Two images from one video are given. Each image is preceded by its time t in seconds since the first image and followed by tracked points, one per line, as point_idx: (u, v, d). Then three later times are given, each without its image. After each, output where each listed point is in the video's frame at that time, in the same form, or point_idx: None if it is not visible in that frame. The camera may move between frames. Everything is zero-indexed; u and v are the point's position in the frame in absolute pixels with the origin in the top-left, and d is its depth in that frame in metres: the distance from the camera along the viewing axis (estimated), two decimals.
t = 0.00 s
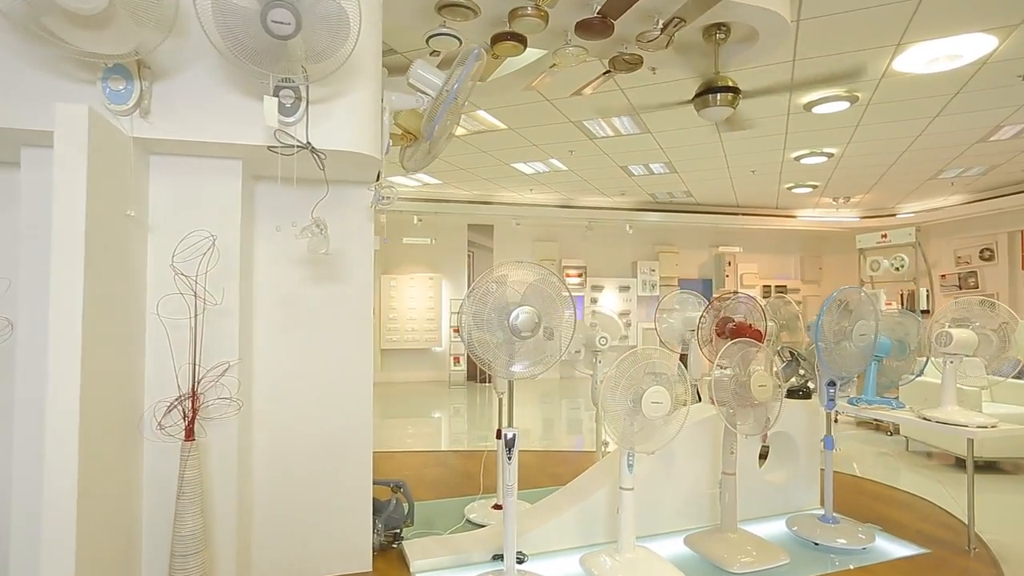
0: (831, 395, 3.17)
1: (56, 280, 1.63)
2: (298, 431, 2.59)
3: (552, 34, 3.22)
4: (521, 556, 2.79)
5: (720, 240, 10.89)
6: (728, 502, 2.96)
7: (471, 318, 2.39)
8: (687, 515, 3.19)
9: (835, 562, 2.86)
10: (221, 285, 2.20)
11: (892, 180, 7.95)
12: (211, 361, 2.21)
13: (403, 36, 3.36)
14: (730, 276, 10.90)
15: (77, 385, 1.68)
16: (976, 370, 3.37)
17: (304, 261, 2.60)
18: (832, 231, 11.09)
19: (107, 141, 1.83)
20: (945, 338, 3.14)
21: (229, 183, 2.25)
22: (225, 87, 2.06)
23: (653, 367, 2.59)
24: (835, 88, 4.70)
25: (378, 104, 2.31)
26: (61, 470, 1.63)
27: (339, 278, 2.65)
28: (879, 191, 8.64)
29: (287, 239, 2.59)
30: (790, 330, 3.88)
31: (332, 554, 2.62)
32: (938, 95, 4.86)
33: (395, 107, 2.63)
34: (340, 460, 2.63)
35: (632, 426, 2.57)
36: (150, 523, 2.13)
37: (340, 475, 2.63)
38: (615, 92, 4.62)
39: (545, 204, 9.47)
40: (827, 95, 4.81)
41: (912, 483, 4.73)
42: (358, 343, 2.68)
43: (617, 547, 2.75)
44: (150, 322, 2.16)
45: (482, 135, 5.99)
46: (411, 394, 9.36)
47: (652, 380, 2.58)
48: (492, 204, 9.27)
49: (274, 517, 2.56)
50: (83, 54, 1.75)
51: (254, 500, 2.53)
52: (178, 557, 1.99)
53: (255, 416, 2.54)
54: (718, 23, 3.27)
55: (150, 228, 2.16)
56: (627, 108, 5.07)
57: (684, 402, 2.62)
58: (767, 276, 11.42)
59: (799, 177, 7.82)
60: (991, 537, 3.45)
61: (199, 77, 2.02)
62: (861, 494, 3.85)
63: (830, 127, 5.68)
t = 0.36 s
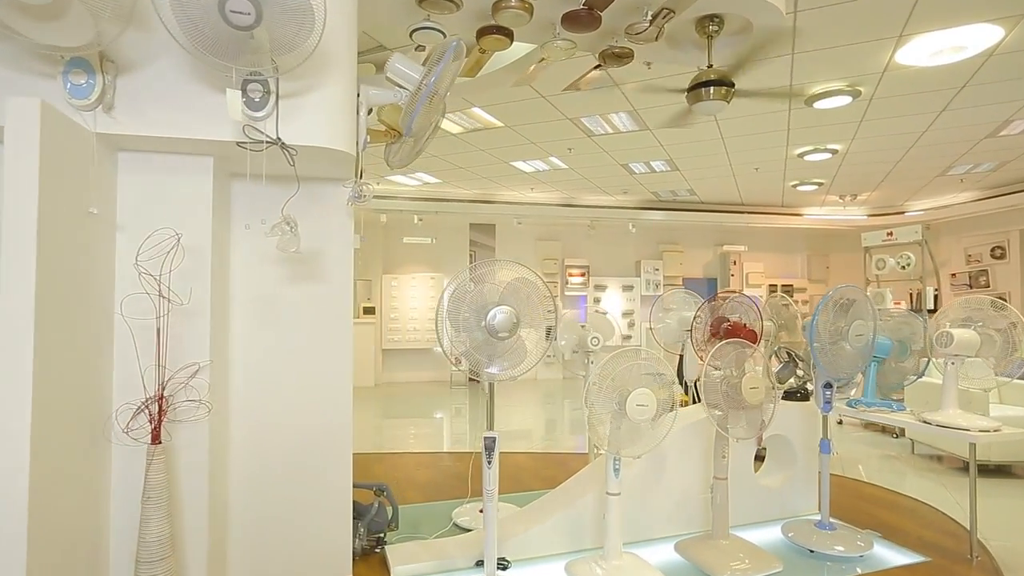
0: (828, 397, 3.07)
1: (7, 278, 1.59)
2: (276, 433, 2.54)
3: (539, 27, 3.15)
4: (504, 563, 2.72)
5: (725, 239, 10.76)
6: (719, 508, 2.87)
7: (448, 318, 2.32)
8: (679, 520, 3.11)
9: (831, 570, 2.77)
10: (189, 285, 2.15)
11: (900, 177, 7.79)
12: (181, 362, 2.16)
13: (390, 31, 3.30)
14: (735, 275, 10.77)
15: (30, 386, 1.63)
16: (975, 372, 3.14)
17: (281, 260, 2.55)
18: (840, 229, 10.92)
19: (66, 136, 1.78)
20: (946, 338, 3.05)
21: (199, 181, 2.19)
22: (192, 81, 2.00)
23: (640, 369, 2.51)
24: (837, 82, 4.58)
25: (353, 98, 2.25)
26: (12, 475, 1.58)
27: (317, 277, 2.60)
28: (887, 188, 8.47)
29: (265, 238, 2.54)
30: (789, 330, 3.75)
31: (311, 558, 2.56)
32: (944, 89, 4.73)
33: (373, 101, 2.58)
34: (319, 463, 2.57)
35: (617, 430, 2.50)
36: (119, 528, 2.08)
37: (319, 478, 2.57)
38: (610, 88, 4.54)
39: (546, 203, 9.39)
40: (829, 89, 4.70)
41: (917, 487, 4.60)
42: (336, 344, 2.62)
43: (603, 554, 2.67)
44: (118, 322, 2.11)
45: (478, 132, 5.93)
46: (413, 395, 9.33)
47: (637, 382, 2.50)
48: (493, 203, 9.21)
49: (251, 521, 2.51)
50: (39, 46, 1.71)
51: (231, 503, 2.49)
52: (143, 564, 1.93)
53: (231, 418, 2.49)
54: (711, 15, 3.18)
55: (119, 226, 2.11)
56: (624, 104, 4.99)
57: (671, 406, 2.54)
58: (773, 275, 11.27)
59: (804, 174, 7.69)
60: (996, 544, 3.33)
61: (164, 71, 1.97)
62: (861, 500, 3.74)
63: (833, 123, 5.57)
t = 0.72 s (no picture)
0: (825, 400, 2.99)
1: None
2: (255, 435, 2.50)
3: (528, 21, 3.09)
4: (489, 569, 2.66)
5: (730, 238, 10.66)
6: (711, 512, 2.80)
7: (426, 321, 2.32)
8: (671, 524, 3.04)
9: None
10: (163, 285, 2.11)
11: (906, 174, 7.66)
12: (154, 364, 2.11)
13: (378, 27, 3.26)
14: (740, 274, 10.68)
15: None
16: (985, 378, 3.02)
17: (263, 259, 2.51)
18: (846, 228, 10.78)
19: (29, 131, 1.73)
20: (945, 339, 2.95)
21: (174, 178, 2.15)
22: (162, 75, 1.96)
23: (626, 370, 2.45)
24: (839, 78, 4.50)
25: (331, 92, 2.20)
26: None
27: (298, 277, 2.55)
28: (893, 186, 8.35)
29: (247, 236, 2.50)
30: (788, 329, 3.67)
31: (291, 562, 2.52)
32: (948, 83, 4.63)
33: (352, 97, 2.47)
34: (300, 466, 2.53)
35: (604, 432, 2.44)
36: (90, 532, 2.04)
37: (300, 481, 2.53)
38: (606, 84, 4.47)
39: (548, 202, 9.33)
40: (830, 85, 4.61)
41: (921, 491, 4.50)
42: (320, 344, 2.58)
43: (590, 560, 2.60)
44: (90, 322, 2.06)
45: (476, 130, 5.87)
46: (414, 394, 9.28)
47: (623, 383, 2.44)
48: (495, 202, 9.16)
49: (231, 524, 2.47)
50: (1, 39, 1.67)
51: (210, 507, 2.44)
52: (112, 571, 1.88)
53: (210, 420, 2.45)
54: (704, 8, 3.11)
55: (92, 224, 2.07)
56: (621, 100, 4.92)
57: (656, 409, 2.47)
58: (778, 275, 11.14)
59: (808, 171, 7.57)
60: (1002, 551, 3.23)
61: (133, 64, 1.93)
62: (862, 504, 3.65)
63: (836, 119, 5.48)
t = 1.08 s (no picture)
0: (819, 402, 2.93)
1: None
2: (235, 437, 2.46)
3: (516, 15, 3.03)
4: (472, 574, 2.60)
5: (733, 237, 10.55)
6: (701, 517, 2.74)
7: (403, 322, 2.20)
8: (662, 529, 2.98)
9: None
10: (137, 284, 2.07)
11: (912, 173, 7.54)
12: (127, 365, 2.06)
13: (365, 22, 3.22)
14: (743, 274, 10.57)
15: None
16: (987, 381, 2.93)
17: (243, 258, 2.48)
18: (852, 227, 10.64)
19: None
20: (943, 340, 2.85)
21: (147, 176, 2.11)
22: (130, 70, 1.92)
23: (611, 372, 2.39)
24: (839, 73, 4.41)
25: (308, 86, 2.14)
26: None
27: (278, 276, 2.51)
28: (899, 185, 8.23)
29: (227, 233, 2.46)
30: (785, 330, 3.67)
31: (271, 565, 2.48)
32: (952, 78, 4.53)
33: (331, 94, 2.36)
34: (280, 467, 2.50)
35: (589, 435, 2.38)
36: (60, 537, 2.00)
37: (281, 483, 2.50)
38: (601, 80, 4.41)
39: (548, 202, 9.25)
40: (830, 80, 4.52)
41: (923, 495, 4.40)
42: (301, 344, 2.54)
43: (575, 566, 2.54)
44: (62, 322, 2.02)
45: (473, 128, 5.82)
46: (413, 395, 9.23)
47: (608, 386, 2.37)
48: (494, 202, 9.11)
49: (211, 527, 2.44)
50: None
51: (188, 509, 2.41)
52: None
53: (189, 421, 2.42)
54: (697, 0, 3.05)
55: (63, 222, 2.02)
56: (618, 98, 4.86)
57: (641, 412, 2.41)
58: (782, 275, 11.02)
59: (812, 169, 7.46)
60: (1005, 558, 3.13)
61: (100, 59, 1.89)
62: (860, 509, 3.57)
63: (837, 116, 5.39)
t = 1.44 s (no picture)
0: (811, 404, 2.85)
1: None
2: (210, 440, 2.41)
3: (502, 10, 2.99)
4: None
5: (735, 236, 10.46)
6: (689, 522, 2.67)
7: (376, 324, 2.15)
8: (650, 533, 2.92)
9: None
10: (106, 283, 2.03)
11: (915, 171, 7.43)
12: (96, 366, 2.02)
13: (350, 18, 3.18)
14: (745, 274, 10.47)
15: None
16: (983, 382, 2.86)
17: (220, 258, 2.43)
18: (855, 226, 10.53)
19: None
20: (939, 341, 2.75)
21: (116, 172, 2.07)
22: (96, 64, 1.88)
23: (592, 373, 2.33)
24: (837, 69, 4.34)
25: (282, 80, 2.09)
26: None
27: (254, 275, 2.47)
28: (903, 183, 8.11)
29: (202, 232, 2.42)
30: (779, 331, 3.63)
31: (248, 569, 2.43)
32: (954, 73, 4.44)
33: (308, 90, 2.29)
34: (257, 469, 2.45)
35: (570, 438, 2.33)
36: (25, 543, 1.95)
37: (258, 485, 2.44)
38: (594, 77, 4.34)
39: (547, 201, 9.19)
40: (828, 76, 4.45)
41: (924, 499, 4.31)
42: (280, 345, 2.49)
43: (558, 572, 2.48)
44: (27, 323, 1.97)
45: (468, 126, 5.77)
46: (411, 395, 9.18)
47: (590, 387, 2.32)
48: (493, 201, 9.05)
49: (185, 531, 2.39)
50: None
51: (162, 513, 2.37)
52: None
53: (163, 423, 2.37)
54: None
55: (29, 220, 1.98)
56: (612, 95, 4.79)
57: (623, 415, 2.35)
58: (785, 274, 10.91)
59: (814, 167, 7.36)
60: (1005, 564, 3.04)
61: (62, 54, 1.85)
62: (855, 514, 3.49)
63: (838, 113, 5.30)
